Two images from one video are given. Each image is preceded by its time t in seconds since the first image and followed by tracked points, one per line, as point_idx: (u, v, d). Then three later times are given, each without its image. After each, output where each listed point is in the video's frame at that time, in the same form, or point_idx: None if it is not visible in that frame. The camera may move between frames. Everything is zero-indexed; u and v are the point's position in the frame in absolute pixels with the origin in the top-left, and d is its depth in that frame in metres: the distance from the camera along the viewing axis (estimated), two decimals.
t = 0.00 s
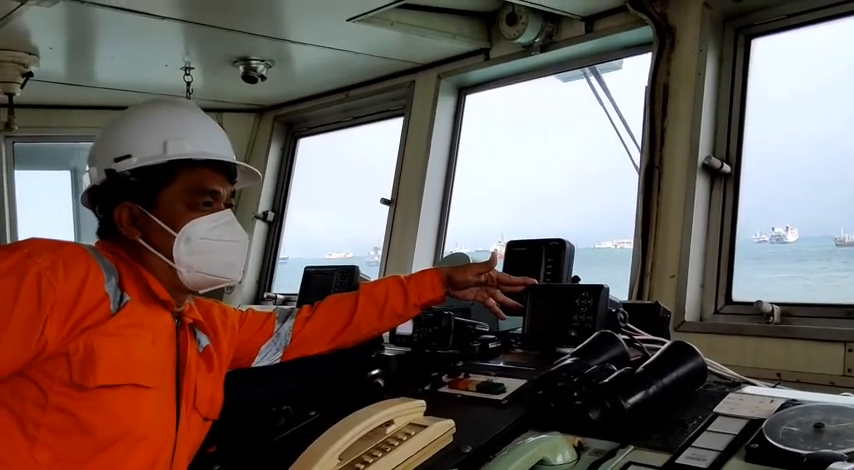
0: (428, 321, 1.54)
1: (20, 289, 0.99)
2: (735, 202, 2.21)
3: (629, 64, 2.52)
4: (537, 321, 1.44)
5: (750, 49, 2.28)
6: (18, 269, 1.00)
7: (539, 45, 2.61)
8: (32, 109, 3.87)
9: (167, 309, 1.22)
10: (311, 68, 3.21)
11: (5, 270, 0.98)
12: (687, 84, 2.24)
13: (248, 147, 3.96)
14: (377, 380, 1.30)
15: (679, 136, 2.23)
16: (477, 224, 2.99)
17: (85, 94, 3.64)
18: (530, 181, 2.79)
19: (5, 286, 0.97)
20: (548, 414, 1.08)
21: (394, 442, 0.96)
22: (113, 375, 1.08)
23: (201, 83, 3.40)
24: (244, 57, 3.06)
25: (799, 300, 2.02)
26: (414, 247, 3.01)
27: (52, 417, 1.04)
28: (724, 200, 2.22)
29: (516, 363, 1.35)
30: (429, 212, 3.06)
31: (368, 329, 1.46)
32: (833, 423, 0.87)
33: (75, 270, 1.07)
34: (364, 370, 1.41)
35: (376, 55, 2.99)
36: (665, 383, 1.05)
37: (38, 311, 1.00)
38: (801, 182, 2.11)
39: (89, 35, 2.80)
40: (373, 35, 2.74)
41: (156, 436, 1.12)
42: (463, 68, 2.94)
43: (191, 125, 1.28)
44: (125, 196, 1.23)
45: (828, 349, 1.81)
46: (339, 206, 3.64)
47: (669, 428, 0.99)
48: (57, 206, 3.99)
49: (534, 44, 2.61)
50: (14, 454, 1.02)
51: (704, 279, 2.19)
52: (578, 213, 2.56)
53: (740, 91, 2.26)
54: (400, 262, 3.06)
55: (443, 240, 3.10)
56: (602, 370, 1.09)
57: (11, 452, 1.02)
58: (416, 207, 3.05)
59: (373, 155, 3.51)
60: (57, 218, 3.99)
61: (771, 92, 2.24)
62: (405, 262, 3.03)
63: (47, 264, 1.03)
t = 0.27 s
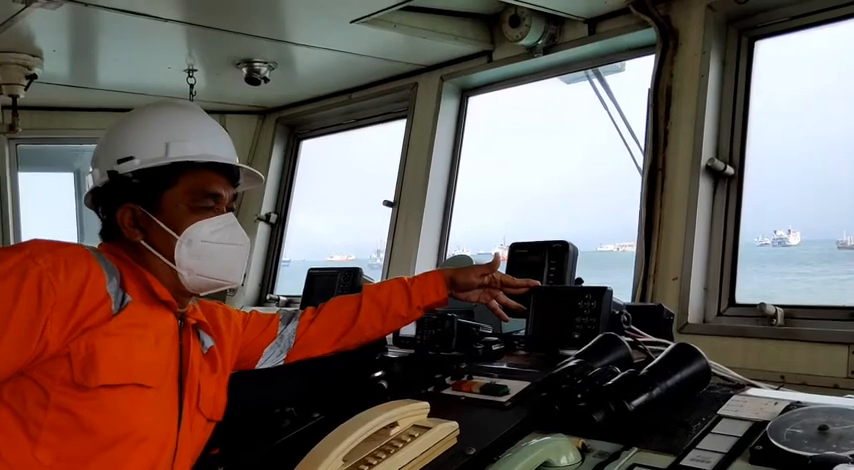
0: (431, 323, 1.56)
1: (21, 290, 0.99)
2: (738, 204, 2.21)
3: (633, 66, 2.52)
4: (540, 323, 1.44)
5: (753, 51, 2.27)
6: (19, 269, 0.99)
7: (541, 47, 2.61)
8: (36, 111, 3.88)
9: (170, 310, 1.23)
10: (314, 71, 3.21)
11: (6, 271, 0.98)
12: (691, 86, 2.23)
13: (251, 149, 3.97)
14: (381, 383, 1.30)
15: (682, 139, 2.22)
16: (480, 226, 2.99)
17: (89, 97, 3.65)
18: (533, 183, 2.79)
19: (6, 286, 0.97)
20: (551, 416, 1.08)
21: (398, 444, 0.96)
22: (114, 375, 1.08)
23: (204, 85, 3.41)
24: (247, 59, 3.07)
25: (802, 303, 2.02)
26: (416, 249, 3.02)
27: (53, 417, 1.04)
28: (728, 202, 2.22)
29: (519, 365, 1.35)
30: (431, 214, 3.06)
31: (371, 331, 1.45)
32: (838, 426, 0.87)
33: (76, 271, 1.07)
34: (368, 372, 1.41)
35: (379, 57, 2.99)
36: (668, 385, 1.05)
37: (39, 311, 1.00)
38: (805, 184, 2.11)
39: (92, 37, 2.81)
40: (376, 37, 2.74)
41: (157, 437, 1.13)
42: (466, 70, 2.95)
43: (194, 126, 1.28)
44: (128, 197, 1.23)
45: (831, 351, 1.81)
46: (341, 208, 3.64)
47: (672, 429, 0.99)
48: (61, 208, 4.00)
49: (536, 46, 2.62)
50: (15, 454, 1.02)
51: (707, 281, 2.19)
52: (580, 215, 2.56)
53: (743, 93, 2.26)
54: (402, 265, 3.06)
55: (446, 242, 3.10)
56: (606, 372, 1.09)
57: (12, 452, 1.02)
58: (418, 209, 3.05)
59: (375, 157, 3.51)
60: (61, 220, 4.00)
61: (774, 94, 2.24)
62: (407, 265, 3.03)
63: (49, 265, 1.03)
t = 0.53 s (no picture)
0: (433, 323, 1.56)
1: (23, 290, 0.99)
2: (740, 205, 2.21)
3: (634, 67, 2.52)
4: (542, 324, 1.44)
5: (755, 52, 2.28)
6: (21, 269, 1.00)
7: (543, 48, 2.61)
8: (38, 112, 3.89)
9: (172, 310, 1.23)
10: (316, 71, 3.21)
11: (7, 271, 0.98)
12: (693, 87, 2.23)
13: (253, 150, 3.97)
14: (383, 383, 1.30)
15: (684, 139, 2.22)
16: (482, 227, 2.99)
17: (91, 97, 3.66)
18: (535, 184, 2.79)
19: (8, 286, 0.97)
20: (553, 416, 1.08)
21: (399, 444, 0.97)
22: (116, 375, 1.08)
23: (206, 85, 3.41)
24: (250, 60, 3.07)
25: (805, 304, 2.02)
26: (418, 250, 3.02)
27: (55, 416, 1.04)
28: (730, 203, 2.22)
29: (521, 365, 1.35)
30: (433, 215, 3.06)
31: (373, 331, 1.46)
32: (840, 426, 0.87)
33: (78, 271, 1.07)
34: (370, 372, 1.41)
35: (381, 58, 3.00)
36: (670, 385, 1.05)
37: (41, 311, 1.01)
38: (807, 185, 2.11)
39: (95, 38, 2.81)
40: (378, 38, 2.75)
41: (159, 436, 1.13)
42: (468, 71, 2.95)
43: (203, 127, 1.29)
44: (135, 196, 1.24)
45: (833, 353, 1.81)
46: (343, 209, 3.64)
47: (674, 430, 0.99)
48: (63, 208, 4.00)
49: (538, 47, 2.62)
50: (17, 453, 1.02)
51: (709, 282, 2.19)
52: (582, 217, 2.56)
53: (745, 93, 2.26)
54: (403, 266, 3.06)
55: (447, 243, 3.10)
56: (608, 373, 1.09)
57: (14, 451, 1.02)
58: (420, 210, 3.05)
59: (377, 158, 3.51)
60: (63, 220, 4.01)
61: (777, 96, 2.23)
62: (408, 266, 3.03)
63: (51, 265, 1.03)
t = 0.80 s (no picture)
0: (434, 326, 1.55)
1: (26, 292, 0.99)
2: (741, 208, 2.21)
3: (636, 70, 2.52)
4: (543, 327, 1.44)
5: (757, 55, 2.28)
6: (24, 272, 1.00)
7: (545, 50, 2.61)
8: (41, 113, 3.90)
9: (174, 313, 1.23)
10: (318, 73, 3.22)
11: (9, 274, 0.99)
12: (694, 90, 2.23)
13: (255, 151, 3.98)
14: (383, 385, 1.30)
15: (685, 142, 2.22)
16: (484, 229, 2.99)
17: (94, 99, 3.67)
18: (536, 186, 2.79)
19: (11, 289, 0.98)
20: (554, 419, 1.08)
21: (399, 446, 0.96)
22: (119, 378, 1.08)
23: (208, 87, 3.42)
24: (252, 62, 3.08)
25: (806, 307, 2.01)
26: (420, 252, 3.02)
27: (57, 418, 1.05)
28: (731, 206, 2.22)
29: (522, 368, 1.35)
30: (435, 217, 3.06)
31: (374, 333, 1.46)
32: (841, 430, 0.86)
33: (81, 274, 1.07)
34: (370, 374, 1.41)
35: (383, 60, 3.00)
36: (670, 388, 1.05)
37: (44, 313, 1.01)
38: (809, 188, 2.10)
39: (97, 40, 2.82)
40: (379, 40, 2.75)
41: (162, 439, 1.13)
42: (470, 73, 2.95)
43: (208, 131, 1.29)
44: (138, 198, 1.23)
45: (834, 356, 1.80)
46: (345, 211, 3.65)
47: (675, 433, 0.99)
48: (66, 210, 4.01)
49: (540, 49, 2.62)
50: (19, 455, 1.03)
51: (710, 285, 2.19)
52: (584, 219, 2.56)
53: (748, 96, 2.25)
54: (405, 268, 3.06)
55: (449, 245, 3.10)
56: (609, 375, 1.09)
57: (17, 453, 1.03)
58: (422, 212, 3.05)
59: (379, 160, 3.52)
60: (65, 221, 4.02)
61: (779, 98, 2.23)
62: (410, 269, 3.04)
63: (54, 267, 1.03)
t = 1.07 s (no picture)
0: (437, 329, 1.56)
1: (42, 296, 1.00)
2: (744, 212, 2.21)
3: (639, 73, 2.52)
4: (545, 330, 1.45)
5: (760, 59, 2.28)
6: (40, 276, 1.00)
7: (548, 54, 2.62)
8: (45, 115, 3.91)
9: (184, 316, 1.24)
10: (321, 76, 3.23)
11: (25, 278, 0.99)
12: (697, 94, 2.24)
13: (258, 153, 3.99)
14: (386, 389, 1.31)
15: (688, 145, 2.23)
16: (486, 232, 3.00)
17: (98, 101, 3.68)
18: (539, 189, 2.80)
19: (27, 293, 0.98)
20: (557, 422, 1.09)
21: (402, 449, 0.97)
22: (132, 382, 1.09)
23: (212, 90, 3.43)
24: (255, 64, 3.09)
25: (809, 311, 2.01)
26: (422, 255, 3.03)
27: (70, 423, 1.05)
28: (734, 209, 2.22)
29: (524, 371, 1.35)
30: (438, 220, 3.07)
31: (377, 336, 1.46)
32: (843, 434, 0.86)
33: (95, 278, 1.07)
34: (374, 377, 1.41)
35: (386, 63, 3.01)
36: (673, 392, 1.05)
37: (59, 317, 1.01)
38: (812, 192, 2.10)
39: (102, 42, 2.83)
40: (383, 43, 2.76)
41: (171, 444, 1.14)
42: (473, 76, 2.96)
43: (223, 135, 1.30)
44: (154, 201, 1.23)
45: (837, 361, 1.80)
46: (348, 214, 3.65)
47: (677, 436, 0.99)
48: (69, 211, 4.03)
49: (543, 53, 2.62)
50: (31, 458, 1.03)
51: (713, 288, 2.19)
52: (586, 222, 2.57)
53: (751, 99, 2.26)
54: (407, 270, 3.07)
55: (451, 247, 3.11)
56: (611, 379, 1.10)
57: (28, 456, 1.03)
58: (424, 215, 3.06)
59: (382, 162, 3.52)
60: (69, 223, 4.03)
61: (782, 102, 2.23)
62: (413, 271, 3.05)
63: (69, 272, 1.04)
